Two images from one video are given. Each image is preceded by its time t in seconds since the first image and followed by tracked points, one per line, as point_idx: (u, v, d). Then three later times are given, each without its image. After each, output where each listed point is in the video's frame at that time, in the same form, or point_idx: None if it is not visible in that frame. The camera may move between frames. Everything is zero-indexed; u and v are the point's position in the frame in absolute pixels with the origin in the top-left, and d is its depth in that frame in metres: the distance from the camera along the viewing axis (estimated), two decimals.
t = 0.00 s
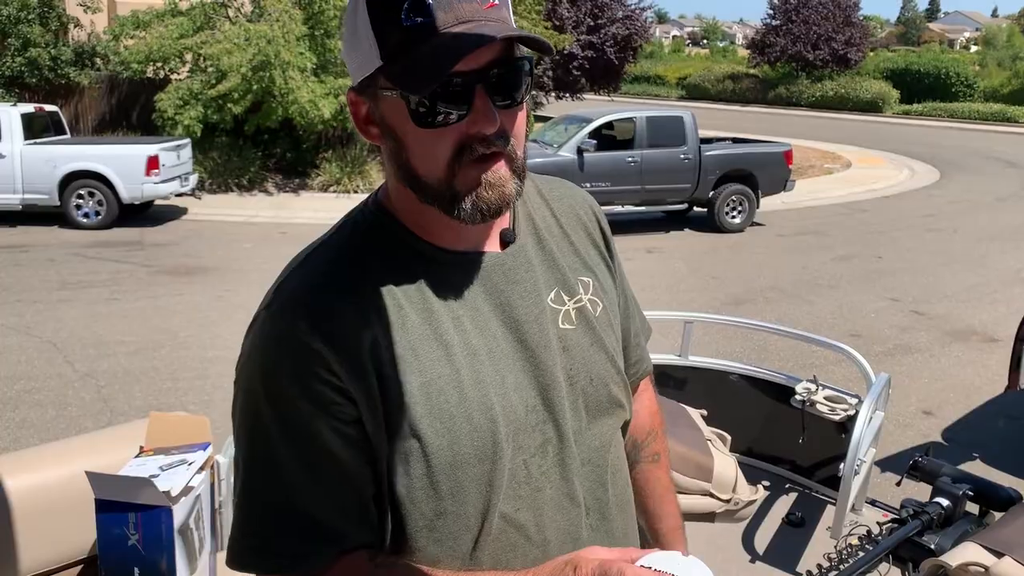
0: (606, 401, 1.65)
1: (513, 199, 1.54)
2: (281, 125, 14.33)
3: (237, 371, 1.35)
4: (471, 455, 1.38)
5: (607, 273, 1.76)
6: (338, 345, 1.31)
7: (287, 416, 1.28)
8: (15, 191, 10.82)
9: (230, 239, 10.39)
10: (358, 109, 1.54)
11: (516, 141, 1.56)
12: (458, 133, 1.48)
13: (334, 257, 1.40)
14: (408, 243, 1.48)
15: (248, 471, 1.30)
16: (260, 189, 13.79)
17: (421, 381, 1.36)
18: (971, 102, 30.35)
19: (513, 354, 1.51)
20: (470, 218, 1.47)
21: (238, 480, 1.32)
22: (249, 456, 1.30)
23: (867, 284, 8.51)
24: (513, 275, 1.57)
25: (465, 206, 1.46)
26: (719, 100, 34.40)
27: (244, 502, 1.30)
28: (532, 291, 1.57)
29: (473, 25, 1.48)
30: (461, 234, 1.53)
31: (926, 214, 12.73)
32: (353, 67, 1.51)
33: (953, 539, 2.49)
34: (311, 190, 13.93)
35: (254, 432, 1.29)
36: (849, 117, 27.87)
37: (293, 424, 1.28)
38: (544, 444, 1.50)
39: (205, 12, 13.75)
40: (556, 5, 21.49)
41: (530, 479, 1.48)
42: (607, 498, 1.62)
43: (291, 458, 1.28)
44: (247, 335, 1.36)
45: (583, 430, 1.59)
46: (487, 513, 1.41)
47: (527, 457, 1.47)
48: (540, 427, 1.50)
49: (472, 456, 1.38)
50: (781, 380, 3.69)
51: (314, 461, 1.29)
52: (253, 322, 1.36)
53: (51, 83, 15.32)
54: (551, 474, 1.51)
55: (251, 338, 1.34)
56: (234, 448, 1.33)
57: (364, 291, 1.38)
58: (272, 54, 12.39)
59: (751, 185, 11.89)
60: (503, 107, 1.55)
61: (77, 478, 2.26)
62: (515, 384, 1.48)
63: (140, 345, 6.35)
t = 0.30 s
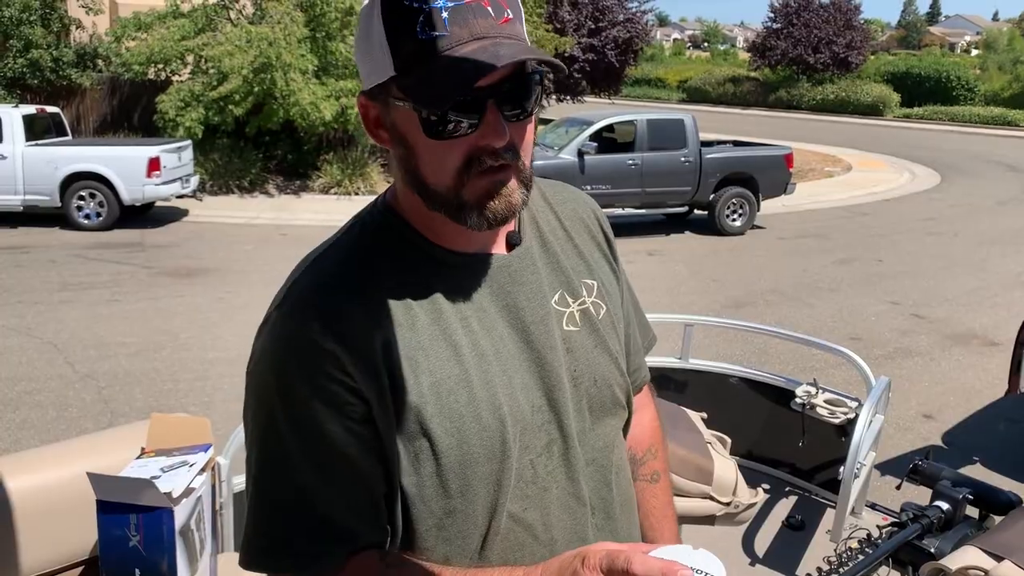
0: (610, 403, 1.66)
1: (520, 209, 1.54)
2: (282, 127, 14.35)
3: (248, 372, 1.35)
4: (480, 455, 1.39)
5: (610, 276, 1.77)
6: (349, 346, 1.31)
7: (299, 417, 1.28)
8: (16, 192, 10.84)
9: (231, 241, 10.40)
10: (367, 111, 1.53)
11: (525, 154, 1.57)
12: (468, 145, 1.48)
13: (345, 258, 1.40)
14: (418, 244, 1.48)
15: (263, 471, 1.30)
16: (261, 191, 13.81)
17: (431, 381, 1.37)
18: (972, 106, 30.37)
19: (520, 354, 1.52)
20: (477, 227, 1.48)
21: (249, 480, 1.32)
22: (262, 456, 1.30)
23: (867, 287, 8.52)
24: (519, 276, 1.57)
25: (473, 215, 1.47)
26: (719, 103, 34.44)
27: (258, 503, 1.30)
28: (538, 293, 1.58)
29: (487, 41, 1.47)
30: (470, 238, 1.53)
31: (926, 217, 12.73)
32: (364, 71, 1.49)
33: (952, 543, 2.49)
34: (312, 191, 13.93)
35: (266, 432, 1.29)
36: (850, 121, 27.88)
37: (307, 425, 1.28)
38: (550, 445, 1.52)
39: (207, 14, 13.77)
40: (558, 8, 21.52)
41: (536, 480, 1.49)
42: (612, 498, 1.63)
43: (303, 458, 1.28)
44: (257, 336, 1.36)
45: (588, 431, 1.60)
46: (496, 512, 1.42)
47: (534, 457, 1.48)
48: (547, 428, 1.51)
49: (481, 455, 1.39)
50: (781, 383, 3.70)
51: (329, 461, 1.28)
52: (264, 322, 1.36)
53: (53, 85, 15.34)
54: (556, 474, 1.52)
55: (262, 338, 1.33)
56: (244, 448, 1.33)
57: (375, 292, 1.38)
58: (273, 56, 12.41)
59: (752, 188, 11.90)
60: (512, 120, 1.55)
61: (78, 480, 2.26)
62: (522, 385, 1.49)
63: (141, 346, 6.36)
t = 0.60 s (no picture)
0: (613, 407, 1.66)
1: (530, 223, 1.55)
2: (283, 129, 14.38)
3: (254, 371, 1.36)
4: (483, 456, 1.39)
5: (616, 281, 1.77)
6: (355, 347, 1.32)
7: (304, 417, 1.28)
8: (18, 193, 10.86)
9: (232, 242, 10.41)
10: (381, 117, 1.52)
11: (540, 175, 1.56)
12: (485, 165, 1.48)
13: (351, 261, 1.41)
14: (426, 250, 1.49)
15: (268, 470, 1.31)
16: (262, 192, 13.82)
17: (435, 384, 1.38)
18: (973, 108, 30.37)
19: (525, 358, 1.52)
20: (486, 240, 1.49)
21: (254, 476, 1.33)
22: (267, 455, 1.30)
23: (868, 289, 8.52)
24: (524, 280, 1.58)
25: (482, 230, 1.48)
26: (721, 106, 34.44)
27: (264, 500, 1.31)
28: (542, 297, 1.59)
29: (517, 70, 1.47)
30: (480, 247, 1.54)
31: (927, 220, 12.73)
32: (384, 81, 1.48)
33: (952, 546, 2.49)
34: (313, 193, 13.95)
35: (272, 432, 1.30)
36: (851, 124, 27.88)
37: (312, 425, 1.28)
38: (552, 447, 1.52)
39: (209, 16, 13.79)
40: (559, 11, 21.55)
41: (538, 481, 1.50)
42: (613, 500, 1.63)
43: (307, 457, 1.29)
44: (265, 336, 1.37)
45: (590, 434, 1.61)
46: (497, 513, 1.43)
47: (536, 459, 1.49)
48: (549, 431, 1.52)
49: (484, 457, 1.40)
50: (782, 386, 3.71)
51: (334, 461, 1.29)
52: (271, 323, 1.37)
53: (54, 86, 15.36)
54: (558, 477, 1.53)
55: (269, 338, 1.34)
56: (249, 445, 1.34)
57: (381, 296, 1.39)
58: (274, 57, 12.44)
59: (753, 190, 11.91)
60: (530, 141, 1.54)
61: (80, 481, 2.27)
62: (525, 388, 1.50)
63: (143, 347, 6.37)
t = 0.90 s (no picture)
0: (619, 405, 1.66)
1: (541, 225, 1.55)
2: (285, 127, 14.38)
3: (267, 371, 1.37)
4: (493, 453, 1.40)
5: (622, 279, 1.77)
6: (365, 346, 1.33)
7: (316, 415, 1.29)
8: (21, 191, 10.88)
9: (234, 241, 10.42)
10: (394, 118, 1.53)
11: (552, 178, 1.57)
12: (500, 167, 1.48)
13: (362, 260, 1.42)
14: (435, 250, 1.49)
15: (280, 467, 1.31)
16: (264, 191, 13.84)
17: (445, 381, 1.39)
18: (976, 107, 30.32)
19: (532, 355, 1.53)
20: (497, 242, 1.49)
21: (265, 475, 1.34)
22: (280, 453, 1.31)
23: (870, 289, 8.52)
24: (531, 278, 1.58)
25: (494, 231, 1.48)
26: (723, 104, 34.41)
27: (277, 498, 1.31)
28: (548, 295, 1.59)
29: (534, 77, 1.48)
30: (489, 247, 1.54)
31: (929, 219, 12.72)
32: (400, 85, 1.49)
33: (954, 545, 2.50)
34: (315, 192, 13.95)
35: (284, 430, 1.30)
36: (853, 122, 27.84)
37: (324, 422, 1.29)
38: (560, 444, 1.53)
39: (212, 14, 13.78)
40: (561, 9, 21.53)
41: (546, 478, 1.51)
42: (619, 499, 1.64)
43: (319, 454, 1.29)
44: (275, 336, 1.38)
45: (597, 432, 1.61)
46: (507, 509, 1.44)
47: (544, 456, 1.50)
48: (558, 428, 1.53)
49: (494, 453, 1.41)
50: (784, 386, 3.71)
51: (346, 458, 1.29)
52: (282, 322, 1.38)
53: (57, 84, 15.37)
54: (565, 474, 1.54)
55: (280, 338, 1.35)
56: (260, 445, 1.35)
57: (391, 293, 1.40)
58: (277, 56, 12.45)
59: (755, 189, 11.91)
60: (544, 145, 1.55)
61: (85, 479, 2.28)
62: (533, 385, 1.51)
63: (145, 345, 6.38)
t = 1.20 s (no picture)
0: (625, 407, 1.66)
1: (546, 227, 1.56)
2: (289, 123, 14.40)
3: (271, 369, 1.37)
4: (495, 454, 1.41)
5: (630, 279, 1.77)
6: (369, 347, 1.33)
7: (320, 414, 1.29)
8: (25, 187, 10.91)
9: (238, 237, 10.44)
10: (399, 120, 1.53)
11: (557, 176, 1.57)
12: (504, 167, 1.49)
13: (367, 260, 1.42)
14: (441, 251, 1.49)
15: (284, 465, 1.32)
16: (268, 187, 13.85)
17: (448, 382, 1.39)
18: (981, 104, 30.21)
19: (537, 357, 1.53)
20: (503, 242, 1.50)
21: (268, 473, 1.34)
22: (283, 451, 1.31)
23: (874, 285, 8.51)
24: (537, 279, 1.59)
25: (500, 233, 1.49)
26: (727, 100, 34.34)
27: (280, 496, 1.32)
28: (554, 296, 1.60)
29: (535, 73, 1.48)
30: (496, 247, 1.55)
31: (934, 216, 12.69)
32: (403, 85, 1.49)
33: (958, 542, 2.50)
34: (319, 188, 13.96)
35: (289, 428, 1.31)
36: (858, 119, 27.76)
37: (327, 421, 1.29)
38: (563, 445, 1.54)
39: (215, 10, 13.77)
40: (565, 5, 21.49)
41: (549, 479, 1.51)
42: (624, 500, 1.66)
43: (322, 454, 1.29)
44: (281, 334, 1.38)
45: (602, 433, 1.62)
46: (509, 510, 1.45)
47: (547, 458, 1.51)
48: (560, 429, 1.54)
49: (496, 455, 1.41)
50: (788, 383, 3.71)
51: (349, 458, 1.30)
52: (287, 321, 1.38)
53: (61, 80, 15.39)
54: (569, 475, 1.54)
55: (286, 336, 1.36)
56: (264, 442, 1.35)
57: (396, 293, 1.40)
58: (281, 52, 12.46)
59: (759, 185, 11.89)
60: (548, 143, 1.56)
61: (91, 476, 2.29)
62: (537, 386, 1.51)
63: (150, 341, 6.39)
